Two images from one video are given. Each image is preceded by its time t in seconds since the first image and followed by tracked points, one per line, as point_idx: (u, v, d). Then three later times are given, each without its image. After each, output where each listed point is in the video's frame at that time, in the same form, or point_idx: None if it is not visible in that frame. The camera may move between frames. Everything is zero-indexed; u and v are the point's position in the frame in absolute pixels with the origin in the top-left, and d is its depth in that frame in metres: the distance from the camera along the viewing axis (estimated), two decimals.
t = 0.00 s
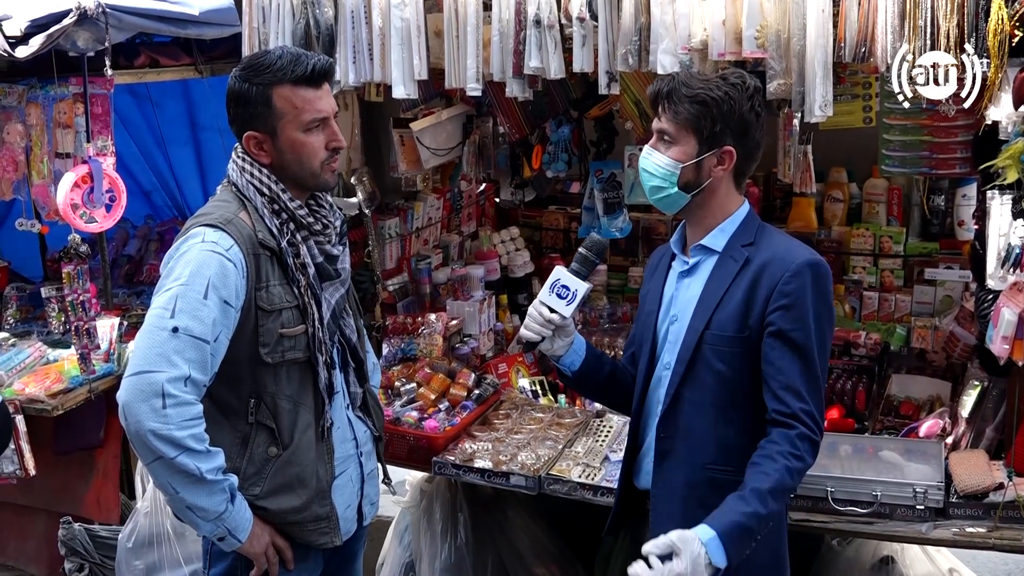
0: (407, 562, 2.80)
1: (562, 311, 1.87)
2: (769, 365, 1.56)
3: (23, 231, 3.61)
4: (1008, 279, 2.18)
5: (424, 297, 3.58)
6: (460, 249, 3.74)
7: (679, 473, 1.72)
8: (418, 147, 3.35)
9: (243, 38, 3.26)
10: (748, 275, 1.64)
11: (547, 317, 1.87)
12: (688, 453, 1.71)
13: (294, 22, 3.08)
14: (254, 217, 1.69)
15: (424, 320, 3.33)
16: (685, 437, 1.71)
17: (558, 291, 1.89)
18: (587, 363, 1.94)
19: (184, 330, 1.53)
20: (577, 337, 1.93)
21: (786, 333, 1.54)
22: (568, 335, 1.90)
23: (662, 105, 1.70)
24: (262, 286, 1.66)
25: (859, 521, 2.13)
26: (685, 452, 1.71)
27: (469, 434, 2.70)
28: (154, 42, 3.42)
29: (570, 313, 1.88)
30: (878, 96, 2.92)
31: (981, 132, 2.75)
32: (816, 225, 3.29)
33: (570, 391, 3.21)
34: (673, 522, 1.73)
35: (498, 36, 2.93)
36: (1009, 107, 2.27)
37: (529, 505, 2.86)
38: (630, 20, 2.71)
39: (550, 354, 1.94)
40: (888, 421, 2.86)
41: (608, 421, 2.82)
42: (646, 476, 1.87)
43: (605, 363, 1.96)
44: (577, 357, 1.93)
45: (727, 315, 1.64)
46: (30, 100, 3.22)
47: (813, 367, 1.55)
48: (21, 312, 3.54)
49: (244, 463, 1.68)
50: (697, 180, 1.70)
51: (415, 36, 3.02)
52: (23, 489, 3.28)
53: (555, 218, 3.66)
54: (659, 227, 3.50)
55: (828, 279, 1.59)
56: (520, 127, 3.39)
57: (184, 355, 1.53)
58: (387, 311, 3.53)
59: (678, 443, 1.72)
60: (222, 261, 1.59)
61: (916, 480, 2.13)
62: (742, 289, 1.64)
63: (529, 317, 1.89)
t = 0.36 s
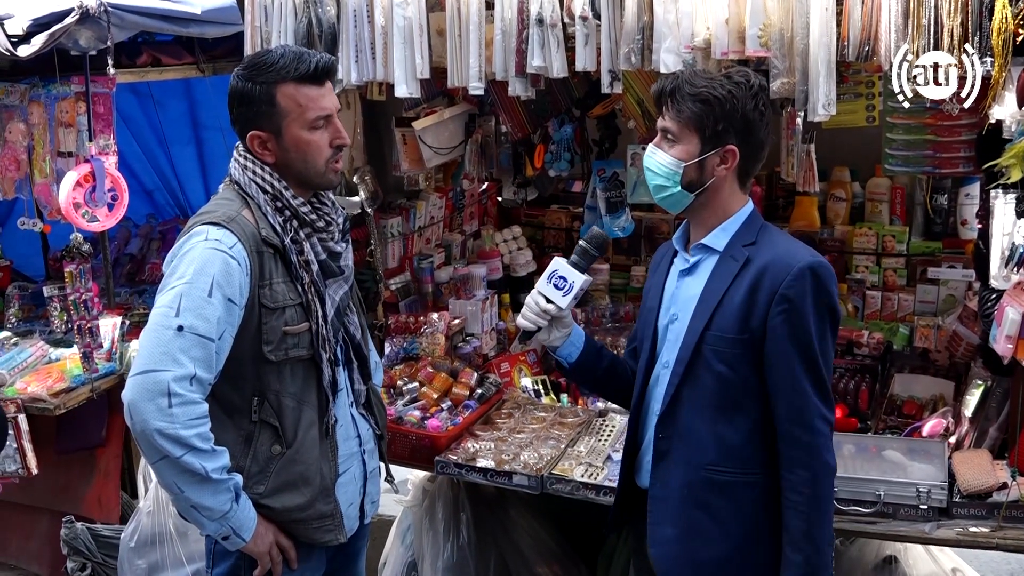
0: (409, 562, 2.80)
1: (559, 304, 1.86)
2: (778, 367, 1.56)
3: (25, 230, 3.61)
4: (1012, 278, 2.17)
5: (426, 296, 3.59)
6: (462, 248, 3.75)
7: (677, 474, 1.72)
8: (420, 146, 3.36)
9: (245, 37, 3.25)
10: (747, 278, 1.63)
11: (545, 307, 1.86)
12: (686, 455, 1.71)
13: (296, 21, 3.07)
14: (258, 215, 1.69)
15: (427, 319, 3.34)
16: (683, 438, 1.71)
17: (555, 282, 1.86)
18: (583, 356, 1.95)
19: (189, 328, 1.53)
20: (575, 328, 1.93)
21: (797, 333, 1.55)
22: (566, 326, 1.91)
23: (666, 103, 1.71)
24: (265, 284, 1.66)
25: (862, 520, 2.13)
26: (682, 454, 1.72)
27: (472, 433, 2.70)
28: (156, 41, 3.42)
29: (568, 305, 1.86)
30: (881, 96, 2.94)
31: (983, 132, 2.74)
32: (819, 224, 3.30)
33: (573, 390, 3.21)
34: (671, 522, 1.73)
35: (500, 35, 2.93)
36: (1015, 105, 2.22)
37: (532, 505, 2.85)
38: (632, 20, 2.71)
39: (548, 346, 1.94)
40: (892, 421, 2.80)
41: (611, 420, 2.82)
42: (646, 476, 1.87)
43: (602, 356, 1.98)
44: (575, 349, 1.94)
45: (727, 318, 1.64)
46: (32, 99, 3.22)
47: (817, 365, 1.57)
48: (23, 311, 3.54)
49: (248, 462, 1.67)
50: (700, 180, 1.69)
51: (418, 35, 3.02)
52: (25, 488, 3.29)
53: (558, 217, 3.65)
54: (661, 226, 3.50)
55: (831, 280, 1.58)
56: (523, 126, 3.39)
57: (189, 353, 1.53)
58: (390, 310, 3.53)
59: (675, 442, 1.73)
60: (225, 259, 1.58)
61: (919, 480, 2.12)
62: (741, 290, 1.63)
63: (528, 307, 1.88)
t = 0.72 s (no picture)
0: (410, 560, 2.81)
1: (552, 292, 1.84)
2: (786, 364, 1.56)
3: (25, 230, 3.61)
4: (1013, 275, 2.16)
5: (427, 295, 3.59)
6: (462, 247, 3.75)
7: (686, 473, 1.71)
8: (420, 145, 3.36)
9: (245, 36, 3.25)
10: (752, 274, 1.63)
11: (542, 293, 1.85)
12: (695, 455, 1.70)
13: (296, 19, 3.07)
14: (256, 213, 1.69)
15: (428, 318, 3.34)
16: (692, 437, 1.70)
17: (550, 269, 1.86)
18: (571, 344, 1.95)
19: (191, 327, 1.52)
20: (565, 317, 1.93)
21: (804, 329, 1.55)
22: (555, 314, 1.90)
23: (665, 100, 1.70)
24: (266, 281, 1.66)
25: (864, 519, 2.13)
26: (692, 453, 1.71)
27: (473, 431, 2.70)
28: (157, 41, 3.42)
29: (560, 293, 1.85)
30: (882, 93, 2.93)
31: (984, 130, 2.74)
32: (820, 222, 3.30)
33: (574, 389, 3.21)
34: (681, 521, 1.72)
35: (501, 33, 2.92)
36: (1014, 103, 2.23)
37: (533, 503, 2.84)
38: (633, 18, 2.71)
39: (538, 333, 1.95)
40: (892, 418, 2.82)
41: (611, 419, 2.82)
42: (654, 475, 1.86)
43: (591, 347, 1.97)
44: (564, 337, 1.94)
45: (732, 315, 1.63)
46: (33, 98, 3.22)
47: (819, 361, 1.57)
48: (24, 311, 3.54)
49: (252, 460, 1.67)
50: (698, 178, 1.69)
51: (418, 34, 3.02)
52: (26, 488, 3.28)
53: (558, 216, 3.65)
54: (662, 225, 3.50)
55: (834, 275, 1.58)
56: (523, 123, 3.38)
57: (192, 352, 1.53)
58: (391, 310, 3.54)
59: (685, 442, 1.71)
60: (226, 257, 1.58)
61: (921, 478, 2.12)
62: (745, 287, 1.62)
63: (520, 288, 1.87)
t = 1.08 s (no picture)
0: (412, 560, 2.81)
1: (546, 279, 1.84)
2: (775, 365, 1.56)
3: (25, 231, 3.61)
4: (1014, 273, 2.16)
5: (428, 295, 3.59)
6: (463, 247, 3.76)
7: (674, 474, 1.72)
8: (421, 145, 3.36)
9: (245, 37, 3.26)
10: (740, 275, 1.63)
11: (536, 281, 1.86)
12: (684, 455, 1.70)
13: (296, 20, 3.07)
14: (257, 213, 1.69)
15: (428, 318, 3.34)
16: (680, 438, 1.71)
17: (548, 257, 1.86)
18: (565, 333, 1.95)
19: (193, 328, 1.53)
20: (559, 307, 1.94)
21: (792, 330, 1.55)
22: (550, 301, 1.91)
23: (651, 102, 1.70)
24: (267, 281, 1.66)
25: (866, 517, 2.12)
26: (680, 453, 1.71)
27: (474, 431, 2.70)
28: (157, 42, 3.42)
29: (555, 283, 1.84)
30: (882, 92, 2.90)
31: (984, 128, 2.74)
32: (821, 221, 3.31)
33: (575, 389, 3.23)
34: (669, 522, 1.72)
35: (501, 33, 2.92)
36: (1014, 101, 2.22)
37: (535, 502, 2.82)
38: (633, 18, 2.71)
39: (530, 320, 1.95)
40: (894, 417, 2.78)
41: (613, 418, 2.82)
42: (642, 475, 1.87)
43: (582, 339, 1.98)
44: (556, 327, 1.95)
45: (719, 316, 1.64)
46: (33, 99, 3.22)
47: (807, 362, 1.57)
48: (24, 312, 3.54)
49: (254, 461, 1.67)
50: (685, 179, 1.69)
51: (418, 34, 3.02)
52: (27, 489, 3.29)
53: (559, 216, 3.67)
54: (662, 225, 3.51)
55: (821, 276, 1.58)
56: (523, 123, 3.38)
57: (194, 353, 1.53)
58: (392, 310, 3.54)
59: (673, 441, 1.72)
60: (227, 258, 1.58)
61: (922, 476, 2.12)
62: (734, 288, 1.63)
63: (516, 272, 1.88)
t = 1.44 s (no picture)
0: (412, 560, 2.82)
1: (462, 274, 1.95)
2: (772, 365, 1.56)
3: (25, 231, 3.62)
4: (1013, 273, 2.16)
5: (428, 295, 3.59)
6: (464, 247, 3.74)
7: (669, 473, 1.72)
8: (421, 145, 3.36)
9: (245, 37, 3.26)
10: (737, 275, 1.63)
11: (464, 288, 1.95)
12: (678, 454, 1.70)
13: (296, 20, 3.07)
14: (261, 211, 1.69)
15: (428, 318, 3.34)
16: (675, 438, 1.71)
17: (441, 270, 1.95)
18: (524, 328, 2.01)
19: (199, 324, 1.53)
20: (511, 301, 2.01)
21: (788, 331, 1.55)
22: (500, 292, 1.98)
23: (641, 106, 1.70)
24: (271, 279, 1.66)
25: (865, 517, 2.12)
26: (675, 453, 1.71)
27: (474, 431, 2.70)
28: (156, 42, 3.42)
29: (468, 280, 1.96)
30: (882, 91, 2.90)
31: (983, 128, 2.74)
32: (821, 221, 3.31)
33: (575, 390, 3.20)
34: (664, 522, 1.72)
35: (500, 33, 2.92)
36: (1013, 101, 2.22)
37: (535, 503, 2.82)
38: (632, 17, 2.71)
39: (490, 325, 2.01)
40: (894, 417, 2.78)
41: (612, 418, 2.82)
42: (636, 475, 1.86)
43: (547, 331, 2.03)
44: (514, 323, 2.01)
45: (715, 316, 1.64)
46: (33, 99, 3.22)
47: (803, 363, 1.57)
48: (24, 312, 3.55)
49: (257, 458, 1.67)
50: (675, 185, 1.69)
51: (418, 34, 3.02)
52: (28, 489, 3.29)
53: (558, 215, 3.73)
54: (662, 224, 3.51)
55: (818, 277, 1.58)
56: (523, 123, 3.39)
57: (200, 348, 1.53)
58: (391, 309, 3.55)
59: (667, 442, 1.71)
60: (234, 254, 1.59)
61: (922, 476, 2.12)
62: (731, 288, 1.63)
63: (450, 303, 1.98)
